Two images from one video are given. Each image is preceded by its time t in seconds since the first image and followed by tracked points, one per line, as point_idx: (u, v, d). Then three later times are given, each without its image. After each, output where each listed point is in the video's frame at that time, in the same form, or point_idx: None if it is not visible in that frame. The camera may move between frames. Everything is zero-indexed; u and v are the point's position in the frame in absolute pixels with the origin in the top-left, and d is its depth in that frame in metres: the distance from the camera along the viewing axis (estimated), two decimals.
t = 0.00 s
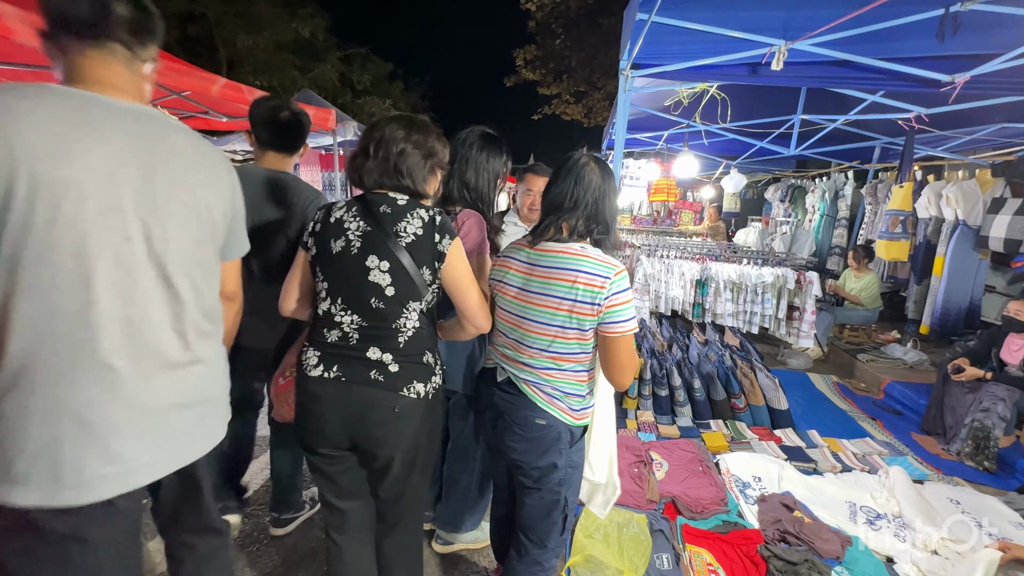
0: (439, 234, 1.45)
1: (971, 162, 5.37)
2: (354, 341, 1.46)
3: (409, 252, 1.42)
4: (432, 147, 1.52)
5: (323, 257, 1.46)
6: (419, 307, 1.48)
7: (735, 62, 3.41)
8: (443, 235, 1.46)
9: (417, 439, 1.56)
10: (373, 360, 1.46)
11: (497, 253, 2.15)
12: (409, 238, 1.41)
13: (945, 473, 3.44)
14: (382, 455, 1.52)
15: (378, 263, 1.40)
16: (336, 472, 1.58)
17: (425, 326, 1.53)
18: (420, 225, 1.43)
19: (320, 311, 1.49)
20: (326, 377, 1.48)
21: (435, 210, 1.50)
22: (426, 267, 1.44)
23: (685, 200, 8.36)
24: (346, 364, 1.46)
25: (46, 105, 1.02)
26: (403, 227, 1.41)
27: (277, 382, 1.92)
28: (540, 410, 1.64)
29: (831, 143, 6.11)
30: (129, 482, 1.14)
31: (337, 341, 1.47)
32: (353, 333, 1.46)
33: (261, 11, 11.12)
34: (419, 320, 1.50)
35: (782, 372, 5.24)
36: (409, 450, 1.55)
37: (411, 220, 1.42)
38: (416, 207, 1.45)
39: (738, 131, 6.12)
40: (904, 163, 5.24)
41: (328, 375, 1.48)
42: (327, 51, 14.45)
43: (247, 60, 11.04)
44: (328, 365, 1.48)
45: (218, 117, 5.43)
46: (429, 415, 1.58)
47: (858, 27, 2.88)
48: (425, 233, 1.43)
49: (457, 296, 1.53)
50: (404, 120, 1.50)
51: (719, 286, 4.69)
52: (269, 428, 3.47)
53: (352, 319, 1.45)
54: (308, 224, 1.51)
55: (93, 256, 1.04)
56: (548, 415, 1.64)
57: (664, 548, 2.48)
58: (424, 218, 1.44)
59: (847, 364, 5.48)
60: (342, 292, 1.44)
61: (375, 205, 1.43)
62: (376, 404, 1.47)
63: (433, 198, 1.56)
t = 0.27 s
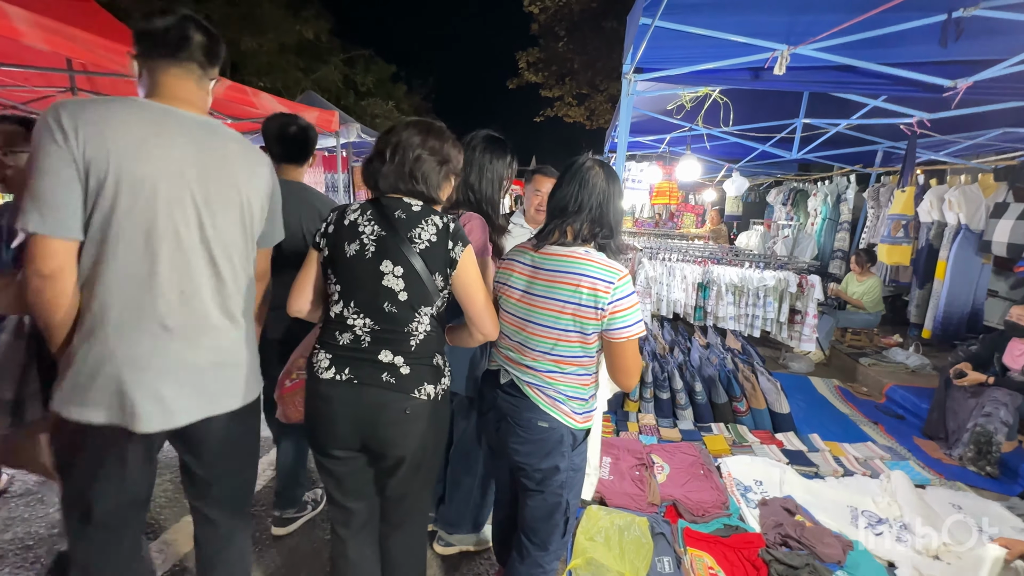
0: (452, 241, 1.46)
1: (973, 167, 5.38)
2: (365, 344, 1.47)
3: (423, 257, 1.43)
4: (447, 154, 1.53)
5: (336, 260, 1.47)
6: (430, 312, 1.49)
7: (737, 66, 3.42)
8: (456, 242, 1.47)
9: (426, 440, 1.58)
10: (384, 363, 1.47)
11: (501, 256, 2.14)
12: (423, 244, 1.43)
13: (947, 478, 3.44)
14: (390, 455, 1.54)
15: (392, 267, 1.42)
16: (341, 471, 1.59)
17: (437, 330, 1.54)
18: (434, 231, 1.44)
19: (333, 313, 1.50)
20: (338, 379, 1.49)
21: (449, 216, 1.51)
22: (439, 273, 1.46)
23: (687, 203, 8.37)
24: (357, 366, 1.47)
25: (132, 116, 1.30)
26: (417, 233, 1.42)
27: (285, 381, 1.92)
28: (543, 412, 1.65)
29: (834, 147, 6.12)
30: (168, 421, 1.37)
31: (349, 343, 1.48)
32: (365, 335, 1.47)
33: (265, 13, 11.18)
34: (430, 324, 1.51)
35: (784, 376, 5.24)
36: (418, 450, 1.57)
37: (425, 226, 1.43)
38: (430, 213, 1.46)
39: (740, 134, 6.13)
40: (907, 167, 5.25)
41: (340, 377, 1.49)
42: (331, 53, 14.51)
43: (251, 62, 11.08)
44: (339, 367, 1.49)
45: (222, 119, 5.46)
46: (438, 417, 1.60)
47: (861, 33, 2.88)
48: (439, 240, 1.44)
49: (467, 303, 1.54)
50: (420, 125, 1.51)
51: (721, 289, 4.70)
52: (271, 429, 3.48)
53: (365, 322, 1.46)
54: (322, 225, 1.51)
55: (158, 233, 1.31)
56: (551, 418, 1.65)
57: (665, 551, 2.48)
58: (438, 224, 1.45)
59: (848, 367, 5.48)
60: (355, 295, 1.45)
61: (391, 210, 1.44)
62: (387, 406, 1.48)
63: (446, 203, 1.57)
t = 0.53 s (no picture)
0: (459, 253, 1.46)
1: (969, 173, 5.41)
2: (368, 351, 1.47)
3: (429, 267, 1.43)
4: (460, 165, 1.53)
5: (342, 265, 1.48)
6: (433, 321, 1.50)
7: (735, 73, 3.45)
8: (463, 255, 1.47)
9: (427, 446, 1.59)
10: (386, 369, 1.47)
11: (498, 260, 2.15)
12: (430, 255, 1.43)
13: (943, 483, 3.45)
14: (391, 460, 1.54)
15: (398, 276, 1.42)
16: (339, 478, 1.60)
17: (440, 338, 1.55)
18: (442, 242, 1.45)
19: (336, 318, 1.50)
20: (339, 385, 1.49)
21: (457, 228, 1.51)
22: (445, 284, 1.46)
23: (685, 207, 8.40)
24: (360, 373, 1.48)
25: (137, 132, 1.47)
26: (425, 243, 1.43)
27: (284, 384, 1.92)
28: (541, 420, 1.66)
29: (831, 152, 6.15)
30: (167, 400, 1.53)
31: (352, 349, 1.49)
32: (368, 342, 1.47)
33: (265, 16, 11.22)
34: (433, 333, 1.52)
35: (782, 381, 5.25)
36: (419, 456, 1.57)
37: (434, 237, 1.44)
38: (439, 224, 1.46)
39: (738, 139, 6.15)
40: (904, 173, 5.27)
41: (341, 383, 1.49)
42: (330, 55, 14.54)
43: (251, 64, 11.11)
44: (341, 373, 1.49)
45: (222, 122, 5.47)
46: (438, 423, 1.60)
47: (858, 41, 2.91)
48: (446, 251, 1.45)
49: (471, 315, 1.54)
50: (436, 136, 1.52)
51: (719, 294, 4.72)
52: (268, 432, 3.47)
53: (368, 328, 1.46)
54: (329, 228, 1.51)
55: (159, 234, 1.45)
56: (549, 425, 1.66)
57: (663, 557, 2.48)
58: (446, 235, 1.45)
59: (845, 372, 5.50)
60: (360, 301, 1.46)
61: (400, 219, 1.44)
62: (389, 412, 1.49)
63: (455, 213, 1.57)
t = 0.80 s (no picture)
0: (464, 259, 1.46)
1: (964, 176, 5.46)
2: (370, 354, 1.48)
3: (433, 272, 1.43)
4: (466, 171, 1.54)
5: (345, 268, 1.48)
6: (436, 325, 1.50)
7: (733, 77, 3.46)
8: (467, 260, 1.47)
9: (427, 449, 1.59)
10: (388, 372, 1.48)
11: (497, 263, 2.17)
12: (435, 260, 1.43)
13: (937, 485, 3.47)
14: (390, 463, 1.55)
15: (402, 280, 1.42)
16: (336, 481, 1.60)
17: (441, 342, 1.55)
18: (447, 248, 1.44)
19: (338, 321, 1.50)
20: (341, 389, 1.49)
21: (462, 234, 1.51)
22: (448, 289, 1.46)
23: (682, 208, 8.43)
24: (361, 376, 1.48)
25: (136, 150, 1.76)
26: (430, 248, 1.43)
27: (282, 384, 1.92)
28: (538, 424, 1.66)
29: (827, 155, 6.18)
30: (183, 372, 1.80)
31: (353, 352, 1.49)
32: (370, 345, 1.48)
33: (262, 14, 11.18)
34: (435, 337, 1.52)
35: (777, 382, 5.27)
36: (419, 458, 1.58)
37: (439, 242, 1.44)
38: (444, 229, 1.46)
39: (735, 142, 6.18)
40: (899, 177, 5.31)
41: (343, 386, 1.49)
42: (328, 55, 14.50)
43: (247, 63, 11.07)
44: (343, 376, 1.49)
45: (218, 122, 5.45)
46: (438, 426, 1.61)
47: (854, 46, 2.93)
48: (451, 257, 1.44)
49: (471, 320, 1.54)
50: (444, 141, 1.53)
51: (716, 295, 4.73)
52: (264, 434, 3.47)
53: (370, 332, 1.46)
54: (334, 229, 1.51)
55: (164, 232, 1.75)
56: (546, 429, 1.66)
57: (659, 559, 2.49)
58: (451, 241, 1.45)
59: (841, 374, 5.52)
60: (363, 305, 1.45)
61: (405, 223, 1.44)
62: (390, 415, 1.49)
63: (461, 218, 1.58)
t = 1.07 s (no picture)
0: (466, 258, 1.47)
1: (960, 176, 5.48)
2: (371, 352, 1.48)
3: (435, 271, 1.44)
4: (469, 170, 1.54)
5: (347, 265, 1.48)
6: (436, 324, 1.51)
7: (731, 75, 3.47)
8: (469, 259, 1.48)
9: (428, 447, 1.61)
10: (389, 371, 1.48)
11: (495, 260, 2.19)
12: (437, 258, 1.43)
13: (932, 482, 3.50)
14: (391, 461, 1.55)
15: (404, 278, 1.42)
16: (336, 479, 1.60)
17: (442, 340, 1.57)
18: (449, 246, 1.45)
19: (339, 319, 1.50)
20: (341, 387, 1.49)
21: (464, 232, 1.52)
22: (449, 288, 1.47)
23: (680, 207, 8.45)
24: (362, 374, 1.49)
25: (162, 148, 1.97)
26: (433, 246, 1.43)
27: (279, 382, 1.91)
28: (537, 421, 1.67)
29: (824, 154, 6.21)
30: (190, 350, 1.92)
31: (354, 350, 1.49)
32: (371, 343, 1.48)
33: (258, 11, 11.13)
34: (436, 335, 1.53)
35: (774, 380, 5.30)
36: (420, 455, 1.59)
37: (441, 240, 1.44)
38: (446, 227, 1.46)
39: (733, 140, 6.19)
40: (896, 176, 5.33)
41: (343, 385, 1.49)
42: (325, 51, 14.45)
43: (244, 59, 11.03)
44: (343, 375, 1.50)
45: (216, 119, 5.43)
46: (439, 424, 1.62)
47: (852, 45, 2.94)
48: (453, 255, 1.45)
49: (470, 321, 1.55)
50: (447, 139, 1.53)
51: (713, 294, 4.75)
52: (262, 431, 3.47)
53: (371, 330, 1.47)
54: (334, 227, 1.51)
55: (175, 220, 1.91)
56: (544, 427, 1.67)
57: (657, 555, 2.50)
58: (453, 240, 1.46)
59: (837, 372, 5.56)
60: (364, 303, 1.46)
61: (408, 221, 1.45)
62: (390, 414, 1.50)
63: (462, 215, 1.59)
